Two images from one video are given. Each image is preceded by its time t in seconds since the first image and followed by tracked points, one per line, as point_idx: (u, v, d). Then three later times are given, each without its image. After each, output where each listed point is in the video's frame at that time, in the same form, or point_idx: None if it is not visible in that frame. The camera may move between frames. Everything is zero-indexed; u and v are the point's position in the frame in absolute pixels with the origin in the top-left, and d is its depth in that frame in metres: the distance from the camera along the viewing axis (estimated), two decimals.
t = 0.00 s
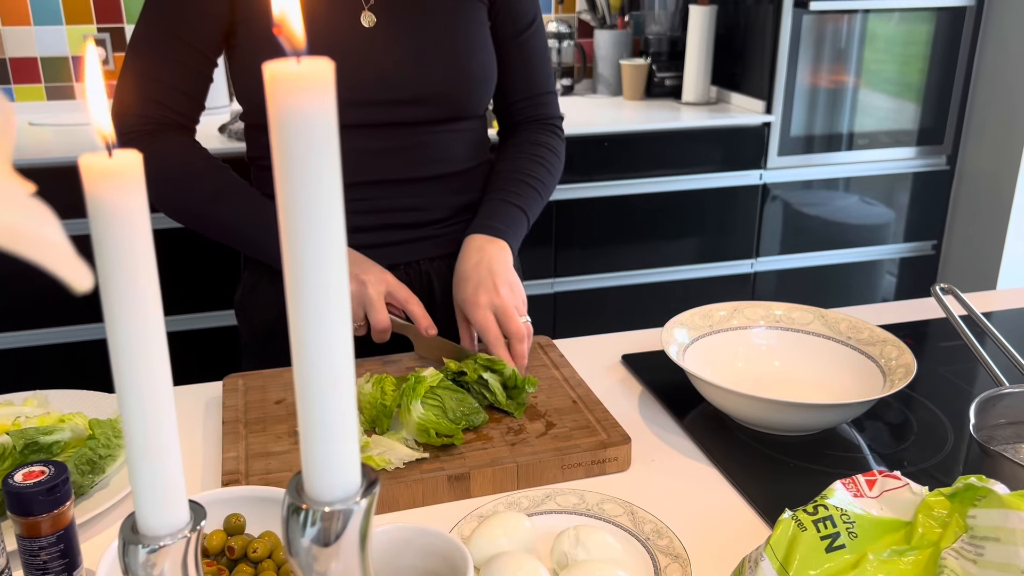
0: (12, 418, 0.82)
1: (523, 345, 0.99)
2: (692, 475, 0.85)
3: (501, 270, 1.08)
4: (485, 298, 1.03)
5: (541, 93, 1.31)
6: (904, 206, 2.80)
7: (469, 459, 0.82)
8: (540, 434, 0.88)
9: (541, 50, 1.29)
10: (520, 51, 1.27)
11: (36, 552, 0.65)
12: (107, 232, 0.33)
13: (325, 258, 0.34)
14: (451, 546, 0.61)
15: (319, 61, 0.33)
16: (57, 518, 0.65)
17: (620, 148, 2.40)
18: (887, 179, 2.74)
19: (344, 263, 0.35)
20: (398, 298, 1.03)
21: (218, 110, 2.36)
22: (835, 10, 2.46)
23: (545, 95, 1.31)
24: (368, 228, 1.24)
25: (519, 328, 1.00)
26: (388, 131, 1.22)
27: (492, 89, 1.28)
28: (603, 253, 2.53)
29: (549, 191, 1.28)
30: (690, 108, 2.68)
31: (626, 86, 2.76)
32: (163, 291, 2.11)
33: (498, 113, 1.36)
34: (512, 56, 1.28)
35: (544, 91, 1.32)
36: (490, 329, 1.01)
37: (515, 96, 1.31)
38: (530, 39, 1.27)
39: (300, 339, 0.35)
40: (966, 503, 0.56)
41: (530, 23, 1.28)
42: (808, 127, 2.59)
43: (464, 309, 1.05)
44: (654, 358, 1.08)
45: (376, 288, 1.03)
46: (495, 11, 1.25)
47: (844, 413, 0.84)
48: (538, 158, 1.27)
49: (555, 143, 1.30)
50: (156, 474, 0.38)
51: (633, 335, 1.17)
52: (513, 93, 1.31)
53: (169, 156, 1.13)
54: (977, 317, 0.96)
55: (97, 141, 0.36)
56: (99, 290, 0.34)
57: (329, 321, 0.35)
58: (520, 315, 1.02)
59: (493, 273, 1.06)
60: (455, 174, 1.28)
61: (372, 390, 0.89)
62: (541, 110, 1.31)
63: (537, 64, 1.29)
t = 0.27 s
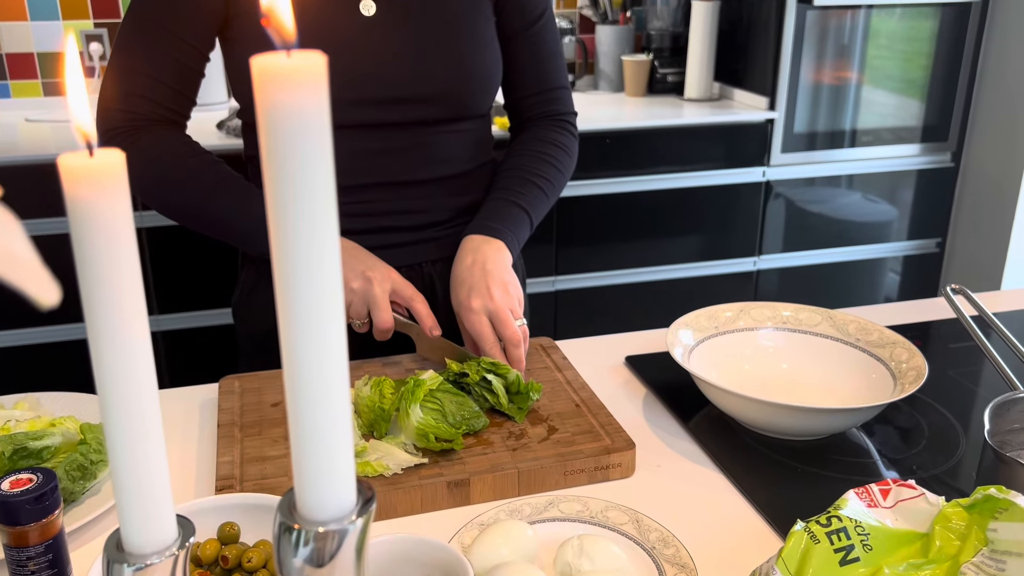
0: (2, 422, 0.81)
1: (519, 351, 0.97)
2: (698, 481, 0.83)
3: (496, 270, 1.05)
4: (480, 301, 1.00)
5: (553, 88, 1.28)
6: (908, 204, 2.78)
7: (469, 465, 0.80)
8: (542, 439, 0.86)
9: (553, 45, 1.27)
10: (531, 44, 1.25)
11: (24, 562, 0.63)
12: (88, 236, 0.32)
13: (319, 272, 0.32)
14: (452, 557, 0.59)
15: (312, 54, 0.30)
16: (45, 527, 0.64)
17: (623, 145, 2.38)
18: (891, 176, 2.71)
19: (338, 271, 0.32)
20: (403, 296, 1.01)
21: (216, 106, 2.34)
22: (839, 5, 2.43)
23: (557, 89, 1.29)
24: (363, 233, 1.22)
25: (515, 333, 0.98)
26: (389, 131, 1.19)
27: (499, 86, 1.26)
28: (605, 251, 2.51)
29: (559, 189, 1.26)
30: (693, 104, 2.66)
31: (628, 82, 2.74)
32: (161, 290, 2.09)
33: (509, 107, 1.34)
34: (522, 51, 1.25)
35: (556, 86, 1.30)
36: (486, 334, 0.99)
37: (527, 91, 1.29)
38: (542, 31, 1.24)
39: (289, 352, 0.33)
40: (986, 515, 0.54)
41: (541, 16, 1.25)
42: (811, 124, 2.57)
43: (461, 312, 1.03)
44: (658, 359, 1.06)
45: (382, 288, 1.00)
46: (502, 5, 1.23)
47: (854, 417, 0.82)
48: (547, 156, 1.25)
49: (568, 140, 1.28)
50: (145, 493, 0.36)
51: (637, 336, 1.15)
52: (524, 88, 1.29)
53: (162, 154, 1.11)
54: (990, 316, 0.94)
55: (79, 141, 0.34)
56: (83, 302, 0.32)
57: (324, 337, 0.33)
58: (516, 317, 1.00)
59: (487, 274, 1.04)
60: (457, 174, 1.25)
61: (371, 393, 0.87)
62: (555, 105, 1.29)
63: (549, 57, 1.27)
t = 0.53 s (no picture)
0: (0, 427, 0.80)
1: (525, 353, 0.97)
2: (706, 487, 0.82)
3: (501, 273, 1.04)
4: (484, 304, 1.00)
5: (561, 90, 1.27)
6: (913, 203, 2.77)
7: (473, 471, 0.79)
8: (547, 444, 0.85)
9: (560, 47, 1.25)
10: (538, 46, 1.24)
11: (22, 570, 0.62)
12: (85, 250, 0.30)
13: (322, 285, 0.30)
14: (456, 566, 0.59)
15: (314, 58, 0.29)
16: (44, 535, 0.63)
17: (626, 144, 2.37)
18: (895, 175, 2.70)
19: (341, 280, 0.31)
20: (405, 299, 0.99)
21: (217, 105, 2.33)
22: (843, 4, 2.42)
23: (565, 91, 1.28)
24: (366, 236, 1.20)
25: (519, 336, 0.97)
26: (392, 135, 1.18)
27: (504, 88, 1.25)
28: (608, 251, 2.50)
29: (566, 192, 1.24)
30: (696, 103, 2.65)
31: (632, 82, 2.72)
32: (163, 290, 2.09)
33: (515, 109, 1.33)
34: (528, 53, 1.24)
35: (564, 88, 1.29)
36: (491, 339, 0.98)
37: (534, 93, 1.28)
38: (549, 33, 1.23)
39: (291, 365, 0.32)
40: (1001, 527, 0.55)
41: (548, 18, 1.24)
42: (815, 123, 2.55)
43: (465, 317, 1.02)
44: (664, 363, 1.05)
45: (384, 292, 0.99)
46: (508, 7, 1.22)
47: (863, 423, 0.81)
48: (554, 159, 1.24)
49: (574, 142, 1.27)
50: (149, 512, 0.35)
51: (642, 339, 1.14)
52: (531, 91, 1.28)
53: (159, 154, 1.10)
54: (999, 318, 0.93)
55: (74, 147, 0.33)
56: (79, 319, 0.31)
57: (326, 352, 0.32)
58: (520, 320, 0.99)
59: (492, 277, 1.03)
60: (460, 177, 1.24)
61: (374, 397, 0.86)
62: (562, 107, 1.28)
63: (556, 59, 1.25)
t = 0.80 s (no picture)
0: (4, 438, 0.80)
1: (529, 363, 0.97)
2: (711, 498, 0.82)
3: (505, 282, 1.04)
4: (488, 313, 0.99)
5: (567, 98, 1.27)
6: (918, 207, 2.76)
7: (477, 483, 0.79)
8: (551, 456, 0.84)
9: (566, 56, 1.25)
10: (544, 56, 1.23)
11: None
12: (89, 277, 0.31)
13: (326, 312, 0.31)
14: None
15: (318, 85, 0.29)
16: (47, 550, 0.62)
17: (630, 149, 2.37)
18: (900, 178, 2.69)
19: (345, 305, 0.31)
20: (410, 309, 0.99)
21: (221, 110, 2.33)
22: (848, 8, 2.41)
23: (571, 99, 1.27)
24: (368, 245, 1.21)
25: (523, 347, 0.97)
26: (396, 145, 1.18)
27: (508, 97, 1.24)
28: (612, 255, 2.49)
29: (570, 201, 1.24)
30: (701, 107, 2.64)
31: (636, 85, 2.72)
32: (168, 296, 2.10)
33: (520, 117, 1.33)
34: (535, 62, 1.24)
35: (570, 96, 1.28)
36: (495, 349, 0.98)
37: (539, 101, 1.28)
38: (555, 42, 1.23)
39: (294, 390, 0.32)
40: (1010, 544, 0.54)
41: (554, 27, 1.23)
42: (820, 127, 2.55)
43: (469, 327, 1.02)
44: (668, 372, 1.05)
45: (388, 302, 0.99)
46: (514, 16, 1.21)
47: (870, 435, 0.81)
48: (559, 168, 1.24)
49: (579, 150, 1.27)
50: (152, 531, 0.36)
51: (647, 348, 1.13)
52: (537, 99, 1.28)
53: (160, 161, 1.10)
54: (1005, 326, 0.92)
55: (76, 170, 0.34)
56: (84, 345, 0.32)
57: (329, 379, 0.32)
58: (524, 330, 0.99)
59: (496, 286, 1.02)
60: (463, 186, 1.24)
61: (378, 407, 0.86)
62: (568, 116, 1.28)
63: (563, 68, 1.25)
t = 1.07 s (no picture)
0: (7, 447, 0.80)
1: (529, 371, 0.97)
2: (712, 507, 0.82)
3: (505, 290, 1.04)
4: (490, 320, 1.00)
5: (569, 106, 1.27)
6: (921, 210, 2.76)
7: (477, 492, 0.79)
8: (552, 464, 0.85)
9: (569, 64, 1.25)
10: (548, 64, 1.24)
11: None
12: (89, 296, 0.32)
13: (323, 335, 0.31)
14: None
15: (315, 110, 0.30)
16: (49, 559, 0.63)
17: (633, 153, 2.37)
18: (903, 182, 2.69)
19: (341, 326, 0.32)
20: (411, 318, 1.00)
21: (224, 114, 2.33)
22: (851, 12, 2.41)
23: (574, 107, 1.28)
24: (368, 253, 1.21)
25: (524, 355, 0.97)
26: (397, 154, 1.19)
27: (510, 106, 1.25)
28: (615, 259, 2.49)
29: (571, 208, 1.25)
30: (704, 111, 2.64)
31: (639, 89, 2.72)
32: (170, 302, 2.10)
33: (523, 123, 1.33)
34: (538, 69, 1.24)
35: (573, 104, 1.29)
36: (496, 357, 0.98)
37: (543, 108, 1.28)
38: (559, 50, 1.23)
39: (292, 409, 0.32)
40: (1007, 557, 0.54)
41: (558, 35, 1.23)
42: (823, 130, 2.55)
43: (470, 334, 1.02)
44: (669, 379, 1.05)
45: (389, 311, 1.00)
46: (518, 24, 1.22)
47: (871, 444, 0.81)
48: (561, 175, 1.24)
49: (581, 158, 1.27)
50: (152, 546, 0.36)
51: (647, 355, 1.14)
52: (540, 106, 1.28)
53: (161, 165, 1.10)
54: (1005, 335, 0.92)
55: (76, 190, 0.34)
56: (84, 363, 0.33)
57: (327, 399, 0.32)
58: (524, 338, 0.99)
59: (496, 294, 1.03)
60: (465, 194, 1.24)
61: (379, 414, 0.86)
62: (571, 123, 1.28)
63: (566, 76, 1.25)
